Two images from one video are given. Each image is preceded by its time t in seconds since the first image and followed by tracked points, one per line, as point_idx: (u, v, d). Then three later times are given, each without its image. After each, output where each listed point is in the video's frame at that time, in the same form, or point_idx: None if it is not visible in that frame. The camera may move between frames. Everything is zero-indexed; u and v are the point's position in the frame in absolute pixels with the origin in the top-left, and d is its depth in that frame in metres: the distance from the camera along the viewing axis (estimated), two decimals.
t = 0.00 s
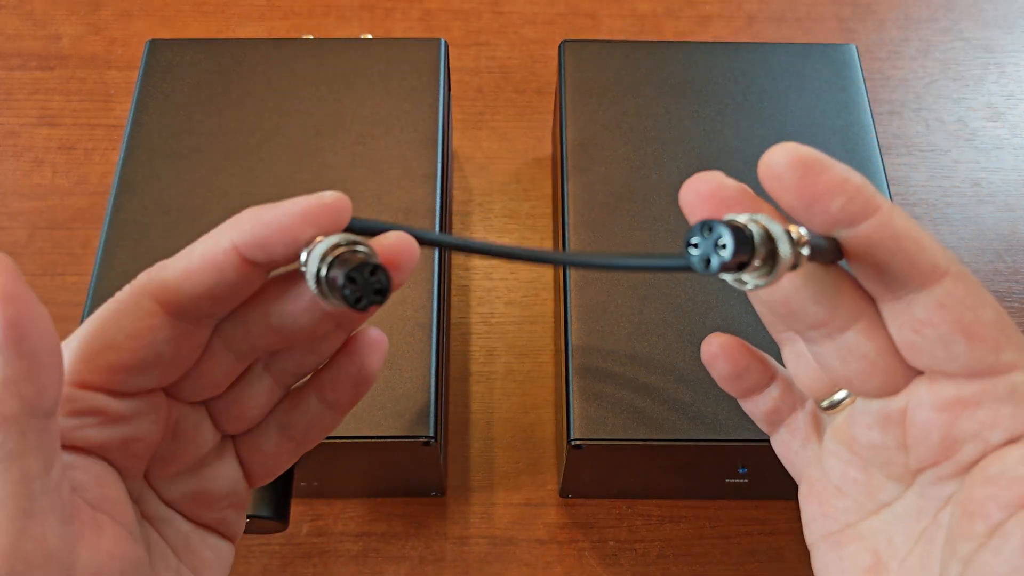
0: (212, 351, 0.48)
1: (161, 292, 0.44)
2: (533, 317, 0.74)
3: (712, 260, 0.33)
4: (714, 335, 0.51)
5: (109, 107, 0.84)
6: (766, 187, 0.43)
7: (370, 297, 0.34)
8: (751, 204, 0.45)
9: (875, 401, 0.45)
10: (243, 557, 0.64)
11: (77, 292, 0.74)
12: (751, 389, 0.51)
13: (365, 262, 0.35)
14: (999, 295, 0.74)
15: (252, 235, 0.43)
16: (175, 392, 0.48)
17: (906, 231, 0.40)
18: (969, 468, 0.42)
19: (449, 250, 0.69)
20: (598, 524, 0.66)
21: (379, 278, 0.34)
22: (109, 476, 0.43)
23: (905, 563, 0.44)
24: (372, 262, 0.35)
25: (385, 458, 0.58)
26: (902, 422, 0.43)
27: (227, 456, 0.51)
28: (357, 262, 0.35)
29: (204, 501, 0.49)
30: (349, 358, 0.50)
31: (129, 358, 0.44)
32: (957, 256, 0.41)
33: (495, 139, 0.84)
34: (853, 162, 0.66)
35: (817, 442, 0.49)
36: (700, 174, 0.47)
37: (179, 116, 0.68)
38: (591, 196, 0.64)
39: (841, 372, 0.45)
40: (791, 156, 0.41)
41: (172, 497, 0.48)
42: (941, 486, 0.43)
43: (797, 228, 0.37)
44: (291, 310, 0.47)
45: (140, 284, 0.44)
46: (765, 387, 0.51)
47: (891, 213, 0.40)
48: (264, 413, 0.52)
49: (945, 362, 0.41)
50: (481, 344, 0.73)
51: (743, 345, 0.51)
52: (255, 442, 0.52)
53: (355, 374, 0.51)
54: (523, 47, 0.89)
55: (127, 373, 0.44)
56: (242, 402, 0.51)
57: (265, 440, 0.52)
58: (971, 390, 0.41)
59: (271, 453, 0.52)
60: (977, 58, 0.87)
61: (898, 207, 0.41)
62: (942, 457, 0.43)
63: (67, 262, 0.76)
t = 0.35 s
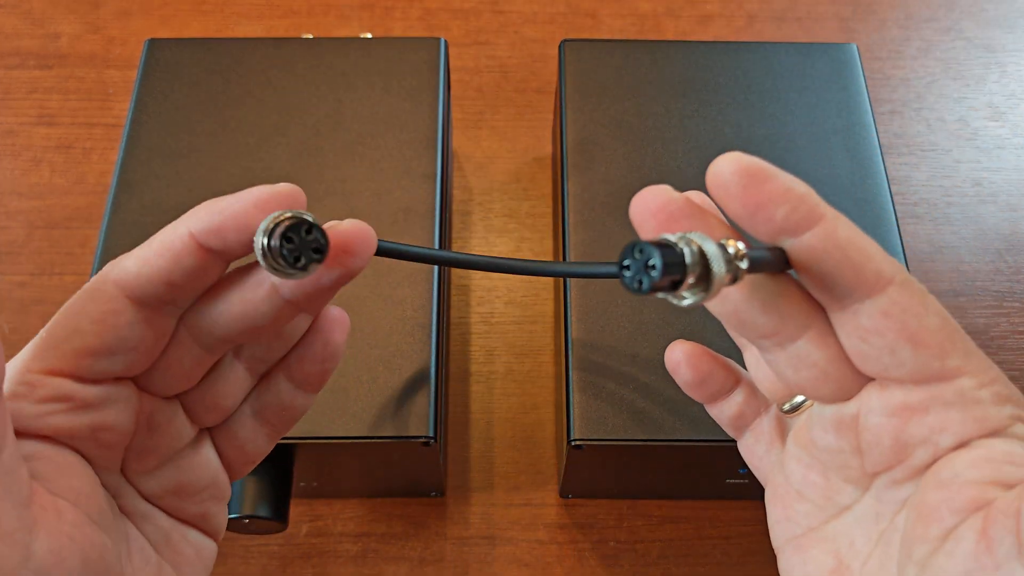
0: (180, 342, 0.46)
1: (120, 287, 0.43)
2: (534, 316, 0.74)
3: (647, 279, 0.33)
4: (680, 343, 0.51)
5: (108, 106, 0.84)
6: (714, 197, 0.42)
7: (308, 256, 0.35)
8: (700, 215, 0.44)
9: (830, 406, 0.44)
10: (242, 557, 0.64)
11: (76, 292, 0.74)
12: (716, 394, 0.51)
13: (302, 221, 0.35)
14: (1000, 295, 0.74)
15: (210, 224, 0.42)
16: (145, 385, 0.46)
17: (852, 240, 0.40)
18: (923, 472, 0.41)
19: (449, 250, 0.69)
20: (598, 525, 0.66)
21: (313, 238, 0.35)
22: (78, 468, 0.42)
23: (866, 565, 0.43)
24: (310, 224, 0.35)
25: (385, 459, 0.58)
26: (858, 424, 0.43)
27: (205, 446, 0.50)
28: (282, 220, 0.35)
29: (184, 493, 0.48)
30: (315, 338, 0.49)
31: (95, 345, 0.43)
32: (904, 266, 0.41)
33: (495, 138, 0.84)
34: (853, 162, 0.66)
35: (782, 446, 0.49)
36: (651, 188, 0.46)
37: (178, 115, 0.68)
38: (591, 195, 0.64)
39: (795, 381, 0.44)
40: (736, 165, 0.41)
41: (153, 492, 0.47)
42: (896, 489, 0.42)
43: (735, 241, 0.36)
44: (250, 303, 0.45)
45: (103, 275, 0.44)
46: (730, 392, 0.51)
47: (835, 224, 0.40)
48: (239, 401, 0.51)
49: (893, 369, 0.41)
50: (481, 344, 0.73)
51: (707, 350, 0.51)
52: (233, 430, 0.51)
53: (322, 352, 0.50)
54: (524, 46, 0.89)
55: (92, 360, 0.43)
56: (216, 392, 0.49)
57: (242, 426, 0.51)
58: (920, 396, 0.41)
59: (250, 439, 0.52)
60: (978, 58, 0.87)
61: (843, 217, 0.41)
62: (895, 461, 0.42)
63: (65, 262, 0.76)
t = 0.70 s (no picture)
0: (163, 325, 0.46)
1: (98, 269, 0.44)
2: (534, 317, 0.74)
3: (649, 279, 0.32)
4: (680, 344, 0.52)
5: (107, 106, 0.84)
6: (717, 197, 0.43)
7: (239, 200, 0.36)
8: (703, 215, 0.44)
9: (833, 406, 0.44)
10: (241, 558, 0.64)
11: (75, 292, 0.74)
12: (717, 395, 0.51)
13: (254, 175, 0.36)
14: (1001, 295, 0.74)
15: (181, 200, 0.42)
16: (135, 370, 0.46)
17: (852, 240, 0.41)
18: (925, 472, 0.41)
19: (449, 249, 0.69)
20: (599, 525, 0.66)
21: (246, 181, 0.36)
22: (64, 448, 0.43)
23: (869, 564, 0.43)
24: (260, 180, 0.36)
25: (384, 459, 0.58)
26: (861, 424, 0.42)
27: (205, 435, 0.50)
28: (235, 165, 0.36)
29: (185, 481, 0.48)
30: (302, 321, 0.49)
31: (79, 323, 0.43)
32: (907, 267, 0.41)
33: (495, 138, 0.84)
34: (854, 161, 0.66)
35: (783, 447, 0.49)
36: (655, 187, 0.46)
37: (177, 114, 0.67)
38: (591, 195, 0.64)
39: (799, 381, 0.44)
40: (740, 163, 0.41)
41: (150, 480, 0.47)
42: (899, 489, 0.42)
43: (737, 242, 0.37)
44: (222, 280, 0.44)
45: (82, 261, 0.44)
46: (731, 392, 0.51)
47: (838, 224, 0.41)
48: (234, 388, 0.50)
49: (896, 370, 0.41)
50: (481, 344, 0.73)
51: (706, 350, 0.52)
52: (231, 418, 0.51)
53: (310, 335, 0.49)
54: (524, 46, 0.89)
55: (77, 338, 0.43)
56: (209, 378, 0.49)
57: (239, 413, 0.51)
58: (923, 397, 0.41)
59: (249, 426, 0.51)
60: (979, 57, 0.86)
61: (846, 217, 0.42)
62: (898, 461, 0.41)
63: (65, 262, 0.76)
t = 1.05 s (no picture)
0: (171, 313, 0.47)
1: (108, 264, 0.44)
2: (534, 317, 0.74)
3: (649, 293, 0.32)
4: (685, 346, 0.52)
5: (110, 107, 0.85)
6: (719, 202, 0.42)
7: (219, 198, 0.36)
8: (705, 220, 0.43)
9: (835, 404, 0.44)
10: (243, 556, 0.64)
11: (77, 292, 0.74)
12: (723, 393, 0.52)
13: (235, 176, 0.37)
14: (998, 295, 0.74)
15: (177, 201, 0.43)
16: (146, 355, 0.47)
17: (852, 246, 0.40)
18: (924, 468, 0.41)
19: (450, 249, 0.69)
20: (598, 524, 0.66)
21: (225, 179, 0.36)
22: (80, 430, 0.43)
23: (870, 558, 0.43)
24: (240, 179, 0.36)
25: (385, 458, 0.58)
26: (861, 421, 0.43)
27: (217, 421, 0.50)
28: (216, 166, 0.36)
29: (200, 465, 0.49)
30: (301, 310, 0.49)
31: (90, 313, 0.44)
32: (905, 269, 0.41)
33: (495, 139, 0.84)
34: (853, 162, 0.66)
35: (788, 443, 0.49)
36: (655, 194, 0.44)
37: (179, 115, 0.68)
38: (591, 195, 0.64)
39: (800, 381, 0.44)
40: (741, 171, 0.40)
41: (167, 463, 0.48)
42: (899, 485, 0.42)
43: (735, 250, 0.36)
44: (222, 273, 0.45)
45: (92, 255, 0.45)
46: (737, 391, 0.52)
47: (837, 228, 0.40)
48: (240, 376, 0.51)
49: (896, 370, 0.41)
50: (481, 344, 0.73)
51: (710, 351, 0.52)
52: (239, 405, 0.51)
53: (309, 322, 0.49)
54: (524, 47, 0.89)
55: (90, 327, 0.44)
56: (215, 365, 0.50)
57: (247, 400, 0.51)
58: (922, 396, 0.41)
59: (258, 412, 0.51)
60: (976, 58, 0.87)
61: (845, 221, 0.41)
62: (898, 457, 0.42)
63: (68, 262, 0.76)
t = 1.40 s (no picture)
0: (176, 318, 0.47)
1: (109, 272, 0.44)
2: (533, 317, 0.74)
3: (626, 304, 0.32)
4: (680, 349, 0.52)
5: (109, 107, 0.84)
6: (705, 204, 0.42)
7: (218, 238, 0.36)
8: (692, 223, 0.43)
9: (824, 404, 0.44)
10: (243, 557, 0.64)
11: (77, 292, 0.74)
12: (718, 394, 0.52)
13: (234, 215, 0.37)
14: (998, 295, 0.74)
15: (180, 214, 0.43)
16: (151, 357, 0.47)
17: (836, 249, 0.40)
18: (911, 468, 0.41)
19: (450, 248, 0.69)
20: (598, 524, 0.66)
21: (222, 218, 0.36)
22: (91, 431, 0.43)
23: (862, 558, 0.43)
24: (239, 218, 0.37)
25: (385, 458, 0.58)
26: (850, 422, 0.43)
27: (219, 424, 0.50)
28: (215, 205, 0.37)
29: (205, 466, 0.49)
30: (297, 316, 0.49)
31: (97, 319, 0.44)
32: (891, 271, 0.40)
33: (495, 139, 0.84)
34: (852, 162, 0.66)
35: (783, 442, 0.49)
36: (643, 197, 0.44)
37: (179, 115, 0.68)
38: (591, 196, 0.64)
39: (788, 381, 0.44)
40: (726, 174, 0.40)
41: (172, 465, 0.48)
42: (887, 485, 0.42)
43: (715, 258, 0.36)
44: (224, 282, 0.46)
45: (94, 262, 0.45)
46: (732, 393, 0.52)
47: (819, 233, 0.40)
48: (241, 379, 0.51)
49: (879, 372, 0.41)
50: (481, 344, 0.73)
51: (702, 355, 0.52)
52: (241, 408, 0.51)
53: (306, 328, 0.49)
54: (524, 47, 0.89)
55: (97, 334, 0.44)
56: (217, 368, 0.50)
57: (248, 404, 0.51)
58: (907, 397, 0.41)
59: (259, 416, 0.51)
60: (976, 58, 0.87)
61: (830, 223, 0.40)
62: (885, 458, 0.42)
63: (68, 262, 0.76)
